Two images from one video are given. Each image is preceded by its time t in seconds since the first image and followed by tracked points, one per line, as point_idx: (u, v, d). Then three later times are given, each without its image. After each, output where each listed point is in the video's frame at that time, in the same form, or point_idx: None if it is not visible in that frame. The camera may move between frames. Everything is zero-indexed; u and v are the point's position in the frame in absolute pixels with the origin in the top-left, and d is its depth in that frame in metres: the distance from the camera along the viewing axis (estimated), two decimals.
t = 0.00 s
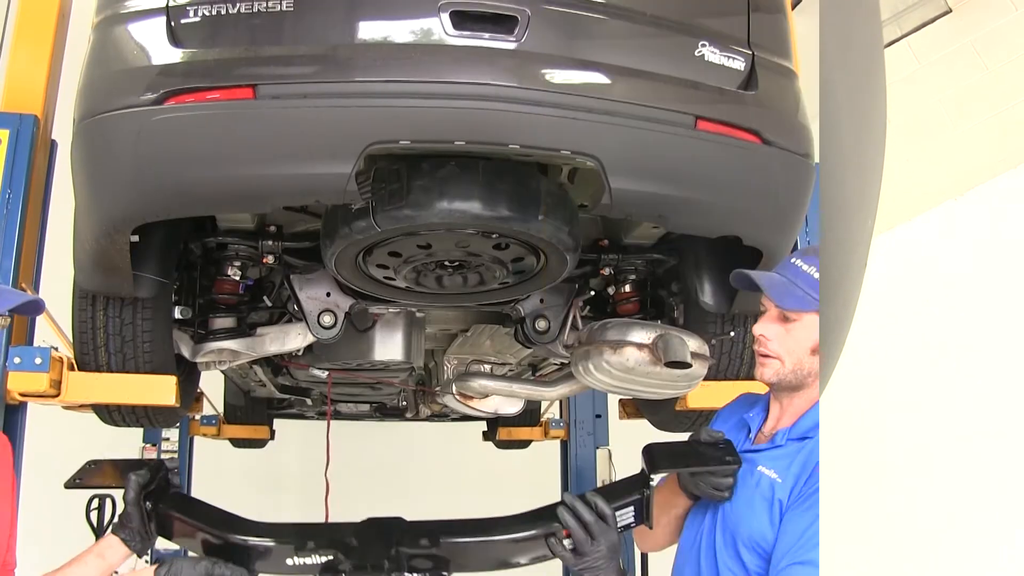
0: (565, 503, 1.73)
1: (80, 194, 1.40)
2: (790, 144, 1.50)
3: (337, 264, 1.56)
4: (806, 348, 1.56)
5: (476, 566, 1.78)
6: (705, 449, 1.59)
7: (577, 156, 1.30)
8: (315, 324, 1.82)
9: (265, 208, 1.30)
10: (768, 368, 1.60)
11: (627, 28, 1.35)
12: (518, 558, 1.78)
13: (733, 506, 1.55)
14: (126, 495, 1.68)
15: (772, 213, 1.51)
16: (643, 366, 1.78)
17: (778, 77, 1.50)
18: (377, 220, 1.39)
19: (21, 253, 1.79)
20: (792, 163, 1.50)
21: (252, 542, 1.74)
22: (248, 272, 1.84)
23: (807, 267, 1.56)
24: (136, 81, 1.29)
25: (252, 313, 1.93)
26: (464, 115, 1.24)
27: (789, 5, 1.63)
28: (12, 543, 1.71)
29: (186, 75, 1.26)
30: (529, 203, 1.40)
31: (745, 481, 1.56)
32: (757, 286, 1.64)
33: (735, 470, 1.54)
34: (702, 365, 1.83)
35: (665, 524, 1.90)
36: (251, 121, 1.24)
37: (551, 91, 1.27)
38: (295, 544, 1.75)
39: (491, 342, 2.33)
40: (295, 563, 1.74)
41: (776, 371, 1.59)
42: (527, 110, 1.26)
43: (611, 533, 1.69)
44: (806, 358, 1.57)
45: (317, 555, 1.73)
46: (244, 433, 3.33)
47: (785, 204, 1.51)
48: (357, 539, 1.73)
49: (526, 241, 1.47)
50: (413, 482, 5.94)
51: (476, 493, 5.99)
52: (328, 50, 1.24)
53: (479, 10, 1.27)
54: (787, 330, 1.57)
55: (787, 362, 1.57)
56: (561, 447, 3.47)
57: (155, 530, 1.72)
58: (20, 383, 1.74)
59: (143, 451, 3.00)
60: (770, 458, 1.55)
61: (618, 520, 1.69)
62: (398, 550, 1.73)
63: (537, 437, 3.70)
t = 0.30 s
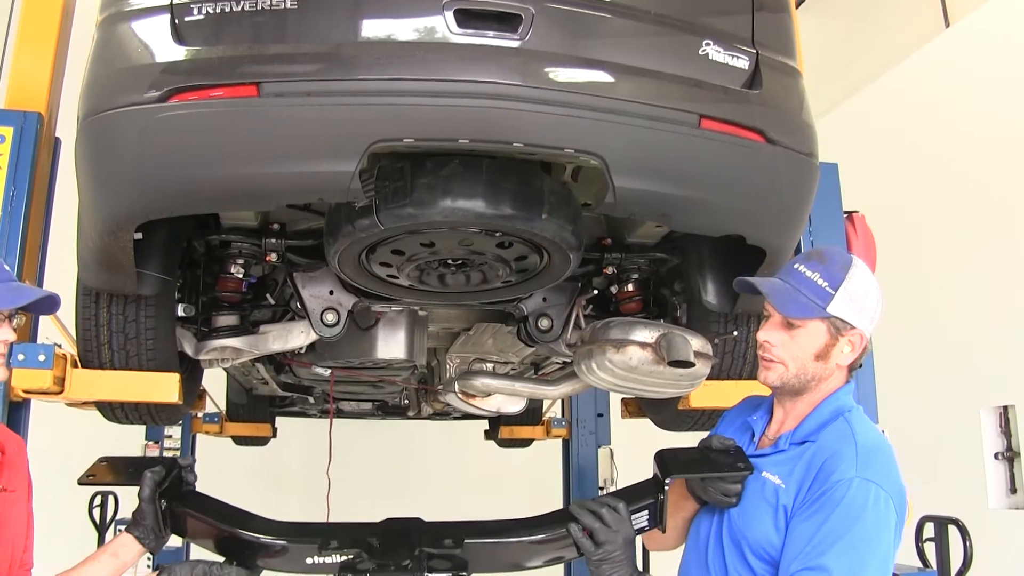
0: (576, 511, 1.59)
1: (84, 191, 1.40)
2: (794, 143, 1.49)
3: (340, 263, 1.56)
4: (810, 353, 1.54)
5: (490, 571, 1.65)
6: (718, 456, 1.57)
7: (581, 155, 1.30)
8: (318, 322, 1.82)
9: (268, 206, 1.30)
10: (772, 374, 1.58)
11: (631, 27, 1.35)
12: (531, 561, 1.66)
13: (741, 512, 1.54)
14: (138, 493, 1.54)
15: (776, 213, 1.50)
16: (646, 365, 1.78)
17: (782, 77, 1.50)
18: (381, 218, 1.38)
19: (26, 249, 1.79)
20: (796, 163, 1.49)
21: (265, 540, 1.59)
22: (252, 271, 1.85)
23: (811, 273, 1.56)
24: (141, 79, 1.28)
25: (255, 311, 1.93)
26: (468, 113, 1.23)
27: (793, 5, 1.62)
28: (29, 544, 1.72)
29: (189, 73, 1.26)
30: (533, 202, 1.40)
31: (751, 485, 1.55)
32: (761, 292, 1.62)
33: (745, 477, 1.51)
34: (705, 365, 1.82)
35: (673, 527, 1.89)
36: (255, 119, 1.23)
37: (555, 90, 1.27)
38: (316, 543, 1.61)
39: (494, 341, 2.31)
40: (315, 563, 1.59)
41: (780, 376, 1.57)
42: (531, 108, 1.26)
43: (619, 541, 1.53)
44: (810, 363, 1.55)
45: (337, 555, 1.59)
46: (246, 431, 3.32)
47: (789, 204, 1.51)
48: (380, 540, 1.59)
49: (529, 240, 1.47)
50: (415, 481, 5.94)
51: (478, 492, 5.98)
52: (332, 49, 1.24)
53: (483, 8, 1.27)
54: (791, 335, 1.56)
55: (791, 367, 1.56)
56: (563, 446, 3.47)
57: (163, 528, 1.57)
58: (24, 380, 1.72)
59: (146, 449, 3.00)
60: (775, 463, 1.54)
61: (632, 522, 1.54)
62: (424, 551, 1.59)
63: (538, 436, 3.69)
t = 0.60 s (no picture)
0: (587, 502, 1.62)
1: (87, 191, 1.40)
2: (797, 143, 1.49)
3: (343, 262, 1.56)
4: (815, 350, 1.54)
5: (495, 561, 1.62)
6: (724, 451, 1.58)
7: (584, 154, 1.30)
8: (321, 322, 1.82)
9: (270, 205, 1.30)
10: (780, 374, 1.57)
11: (633, 26, 1.35)
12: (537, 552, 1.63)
13: (749, 511, 1.54)
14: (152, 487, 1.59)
15: (778, 212, 1.50)
16: (649, 364, 1.78)
17: (784, 76, 1.50)
18: (383, 217, 1.38)
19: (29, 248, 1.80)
20: (799, 163, 1.49)
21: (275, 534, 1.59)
22: (254, 270, 1.85)
23: (816, 271, 1.58)
24: (144, 78, 1.29)
25: (257, 311, 1.93)
26: (470, 112, 1.23)
27: (796, 4, 1.62)
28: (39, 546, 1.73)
29: (192, 72, 1.26)
30: (536, 201, 1.40)
31: (759, 482, 1.55)
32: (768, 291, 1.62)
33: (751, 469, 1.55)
34: (708, 364, 1.81)
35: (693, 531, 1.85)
36: (257, 118, 1.23)
37: (558, 89, 1.27)
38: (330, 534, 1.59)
39: (497, 340, 2.31)
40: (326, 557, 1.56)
41: (787, 375, 1.56)
42: (533, 107, 1.26)
43: (628, 524, 1.57)
44: (815, 360, 1.54)
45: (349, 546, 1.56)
46: (248, 430, 3.33)
47: (792, 203, 1.51)
48: (392, 530, 1.58)
49: (531, 239, 1.47)
50: (416, 480, 5.94)
51: (481, 491, 5.98)
52: (334, 48, 1.24)
53: (486, 7, 1.27)
54: (796, 333, 1.56)
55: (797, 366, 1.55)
56: (565, 446, 3.47)
57: (174, 525, 1.61)
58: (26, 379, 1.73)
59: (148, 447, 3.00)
60: (781, 460, 1.54)
61: (642, 507, 1.59)
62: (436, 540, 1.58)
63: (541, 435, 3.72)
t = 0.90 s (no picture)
0: (602, 470, 1.77)
1: (88, 194, 1.40)
2: (798, 144, 1.49)
3: (344, 264, 1.56)
4: (826, 336, 1.53)
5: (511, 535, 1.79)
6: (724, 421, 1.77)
7: (585, 156, 1.30)
8: (322, 324, 1.82)
9: (271, 208, 1.30)
10: (792, 358, 1.59)
11: (634, 28, 1.35)
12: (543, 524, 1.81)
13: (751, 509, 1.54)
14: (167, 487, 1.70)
15: (780, 213, 1.50)
16: (650, 366, 1.77)
17: (785, 77, 1.50)
18: (385, 220, 1.38)
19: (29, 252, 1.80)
20: (800, 164, 1.49)
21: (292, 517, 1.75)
22: (256, 272, 1.84)
23: (838, 256, 1.58)
24: (144, 81, 1.29)
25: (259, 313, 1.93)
26: (471, 114, 1.23)
27: (797, 5, 1.62)
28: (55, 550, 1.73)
29: (192, 75, 1.26)
30: (536, 203, 1.39)
31: (761, 482, 1.55)
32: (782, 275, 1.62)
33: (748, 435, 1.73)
34: (710, 364, 1.80)
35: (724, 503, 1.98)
36: (258, 121, 1.23)
37: (558, 91, 1.27)
38: (356, 517, 1.76)
39: (497, 342, 2.31)
40: (351, 539, 1.74)
41: (797, 357, 1.58)
42: (534, 109, 1.26)
43: (640, 491, 1.71)
44: (826, 347, 1.54)
45: (372, 528, 1.75)
46: (249, 433, 3.32)
47: (793, 204, 1.51)
48: (414, 507, 1.76)
49: (532, 241, 1.47)
50: (417, 483, 5.94)
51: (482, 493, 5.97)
52: (335, 51, 1.24)
53: (486, 9, 1.27)
54: (812, 318, 1.56)
55: (807, 349, 1.56)
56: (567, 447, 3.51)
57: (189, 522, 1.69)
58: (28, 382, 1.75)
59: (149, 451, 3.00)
60: (782, 458, 1.54)
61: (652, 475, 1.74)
62: (454, 513, 1.75)
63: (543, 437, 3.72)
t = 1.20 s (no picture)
0: (614, 446, 1.75)
1: (89, 194, 1.40)
2: (799, 147, 1.49)
3: (345, 266, 1.56)
4: (834, 337, 1.52)
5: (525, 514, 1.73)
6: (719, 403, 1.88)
7: (585, 158, 1.30)
8: (322, 326, 1.82)
9: (271, 209, 1.30)
10: (806, 357, 1.59)
11: (635, 31, 1.35)
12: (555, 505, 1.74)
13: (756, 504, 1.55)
14: (182, 484, 1.65)
15: (779, 216, 1.50)
16: (650, 368, 1.78)
17: (786, 79, 1.50)
18: (385, 222, 1.38)
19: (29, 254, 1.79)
20: (800, 167, 1.49)
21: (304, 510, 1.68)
22: (256, 274, 1.85)
23: (848, 251, 1.55)
24: (146, 83, 1.29)
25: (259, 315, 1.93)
26: (472, 116, 1.24)
27: (797, 8, 1.62)
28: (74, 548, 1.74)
29: (193, 76, 1.26)
30: (537, 205, 1.40)
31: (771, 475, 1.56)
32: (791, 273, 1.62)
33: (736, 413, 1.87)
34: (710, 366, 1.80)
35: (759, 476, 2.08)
36: (258, 123, 1.24)
37: (558, 93, 1.27)
38: (382, 502, 1.69)
39: (497, 344, 2.31)
40: (372, 528, 1.67)
41: (808, 355, 1.58)
42: (534, 111, 1.26)
43: (647, 467, 1.69)
44: (835, 347, 1.53)
45: (394, 515, 1.68)
46: (249, 435, 3.30)
47: (793, 206, 1.51)
48: (439, 490, 1.69)
49: (533, 243, 1.47)
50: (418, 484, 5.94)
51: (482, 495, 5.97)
52: (336, 53, 1.24)
53: (486, 12, 1.27)
54: (823, 317, 1.55)
55: (818, 347, 1.56)
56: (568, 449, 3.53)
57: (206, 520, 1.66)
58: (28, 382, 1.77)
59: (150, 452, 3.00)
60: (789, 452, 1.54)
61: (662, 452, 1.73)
62: (478, 496, 1.68)
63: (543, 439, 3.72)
